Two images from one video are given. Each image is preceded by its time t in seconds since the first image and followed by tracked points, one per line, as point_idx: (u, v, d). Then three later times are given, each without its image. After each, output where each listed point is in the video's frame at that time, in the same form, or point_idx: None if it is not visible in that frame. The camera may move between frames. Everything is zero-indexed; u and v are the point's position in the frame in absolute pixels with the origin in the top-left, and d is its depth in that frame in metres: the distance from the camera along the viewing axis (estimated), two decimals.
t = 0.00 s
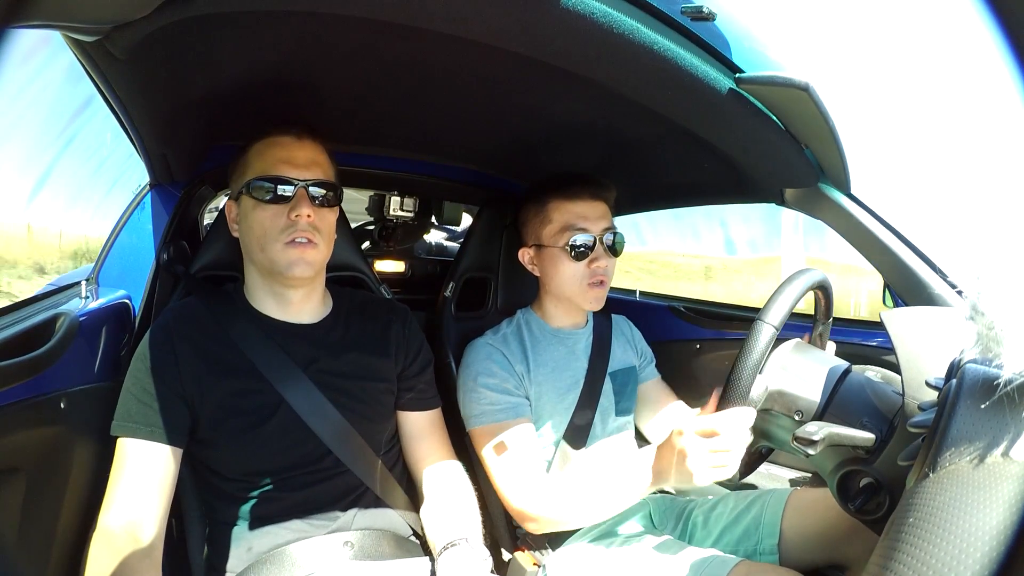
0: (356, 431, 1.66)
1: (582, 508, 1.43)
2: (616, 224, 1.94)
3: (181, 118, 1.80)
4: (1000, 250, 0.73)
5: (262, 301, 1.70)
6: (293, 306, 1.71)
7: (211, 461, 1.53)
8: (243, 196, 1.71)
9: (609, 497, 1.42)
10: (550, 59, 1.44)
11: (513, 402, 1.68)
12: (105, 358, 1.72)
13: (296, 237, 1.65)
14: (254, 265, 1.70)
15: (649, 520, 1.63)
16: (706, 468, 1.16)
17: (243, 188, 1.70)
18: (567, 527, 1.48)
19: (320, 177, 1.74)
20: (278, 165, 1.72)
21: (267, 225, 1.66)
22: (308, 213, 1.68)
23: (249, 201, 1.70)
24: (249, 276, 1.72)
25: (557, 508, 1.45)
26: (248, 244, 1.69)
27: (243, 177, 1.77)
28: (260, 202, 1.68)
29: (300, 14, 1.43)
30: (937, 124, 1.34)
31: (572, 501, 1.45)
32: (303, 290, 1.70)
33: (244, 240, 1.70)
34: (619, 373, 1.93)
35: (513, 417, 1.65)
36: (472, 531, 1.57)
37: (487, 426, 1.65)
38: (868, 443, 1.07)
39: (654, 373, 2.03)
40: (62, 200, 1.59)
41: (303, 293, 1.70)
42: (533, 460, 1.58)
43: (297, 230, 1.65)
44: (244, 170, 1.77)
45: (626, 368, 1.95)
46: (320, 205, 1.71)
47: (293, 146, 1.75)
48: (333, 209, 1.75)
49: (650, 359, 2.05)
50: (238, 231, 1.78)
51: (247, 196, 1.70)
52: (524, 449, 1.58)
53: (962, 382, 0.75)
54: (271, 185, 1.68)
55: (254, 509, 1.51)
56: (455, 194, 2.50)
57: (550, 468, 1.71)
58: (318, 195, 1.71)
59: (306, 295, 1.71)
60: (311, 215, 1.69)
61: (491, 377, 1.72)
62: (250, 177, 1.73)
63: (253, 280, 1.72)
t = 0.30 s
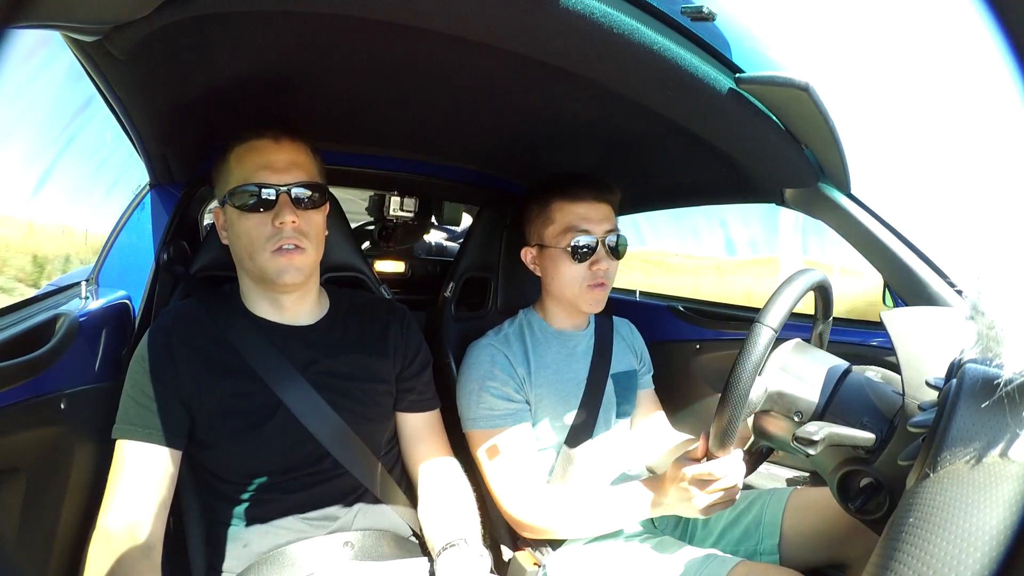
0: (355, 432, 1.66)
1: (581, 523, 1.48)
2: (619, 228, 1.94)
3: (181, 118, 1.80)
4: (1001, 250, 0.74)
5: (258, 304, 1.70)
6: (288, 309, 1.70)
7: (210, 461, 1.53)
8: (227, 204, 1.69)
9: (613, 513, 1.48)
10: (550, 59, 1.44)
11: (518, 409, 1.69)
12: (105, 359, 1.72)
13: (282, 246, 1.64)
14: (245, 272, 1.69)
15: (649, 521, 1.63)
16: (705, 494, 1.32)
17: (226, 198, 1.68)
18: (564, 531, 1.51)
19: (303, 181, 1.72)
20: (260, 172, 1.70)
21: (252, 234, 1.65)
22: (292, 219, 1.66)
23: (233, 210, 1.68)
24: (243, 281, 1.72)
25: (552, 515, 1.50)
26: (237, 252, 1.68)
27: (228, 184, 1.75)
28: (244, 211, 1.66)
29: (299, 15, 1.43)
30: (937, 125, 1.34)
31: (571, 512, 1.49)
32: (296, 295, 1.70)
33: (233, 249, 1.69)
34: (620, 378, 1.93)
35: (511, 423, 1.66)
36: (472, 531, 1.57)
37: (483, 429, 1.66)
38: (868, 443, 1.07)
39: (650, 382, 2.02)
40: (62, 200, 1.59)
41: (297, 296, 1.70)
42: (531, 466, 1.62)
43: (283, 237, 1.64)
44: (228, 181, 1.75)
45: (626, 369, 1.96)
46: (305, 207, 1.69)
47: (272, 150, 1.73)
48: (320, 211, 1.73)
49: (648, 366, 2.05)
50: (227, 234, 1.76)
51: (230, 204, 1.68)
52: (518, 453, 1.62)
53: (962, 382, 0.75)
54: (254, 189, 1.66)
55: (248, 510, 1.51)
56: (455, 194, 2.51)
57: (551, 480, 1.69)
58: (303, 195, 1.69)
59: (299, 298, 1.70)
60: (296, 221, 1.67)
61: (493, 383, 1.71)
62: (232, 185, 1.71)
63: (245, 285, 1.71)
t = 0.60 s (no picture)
0: (354, 431, 1.66)
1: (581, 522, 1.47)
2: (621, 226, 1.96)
3: (180, 118, 1.80)
4: (1002, 249, 0.73)
5: (256, 301, 1.70)
6: (286, 306, 1.71)
7: (210, 460, 1.53)
8: (222, 198, 1.70)
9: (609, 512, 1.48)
10: (549, 59, 1.44)
11: (517, 408, 1.69)
12: (104, 359, 1.72)
13: (276, 234, 1.64)
14: (243, 266, 1.69)
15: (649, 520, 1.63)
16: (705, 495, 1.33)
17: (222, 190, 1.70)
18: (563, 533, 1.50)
19: (295, 170, 1.73)
20: (252, 164, 1.71)
21: (246, 226, 1.66)
22: (286, 207, 1.66)
23: (228, 204, 1.69)
24: (240, 278, 1.72)
25: (550, 514, 1.49)
26: (233, 247, 1.69)
27: (222, 179, 1.76)
28: (239, 204, 1.67)
29: (299, 14, 1.43)
30: (938, 125, 1.34)
31: (571, 512, 1.49)
32: (293, 288, 1.69)
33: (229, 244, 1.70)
34: (619, 378, 1.93)
35: (511, 422, 1.66)
36: (472, 531, 1.57)
37: (483, 429, 1.66)
38: (868, 443, 1.07)
39: (650, 382, 2.02)
40: (62, 199, 1.59)
41: (294, 291, 1.70)
42: (530, 465, 1.62)
43: (276, 225, 1.64)
44: (223, 177, 1.77)
45: (626, 369, 1.95)
46: (298, 198, 1.71)
47: (263, 143, 1.74)
48: (313, 202, 1.74)
49: (648, 364, 2.04)
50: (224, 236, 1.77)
51: (226, 199, 1.69)
52: (518, 452, 1.62)
53: (962, 382, 0.75)
54: (249, 184, 1.67)
55: (243, 510, 1.51)
56: (455, 193, 2.51)
57: (551, 480, 1.70)
58: (296, 189, 1.70)
59: (296, 293, 1.70)
60: (289, 209, 1.68)
61: (494, 383, 1.71)
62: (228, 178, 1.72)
63: (244, 280, 1.71)
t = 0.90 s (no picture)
0: (354, 431, 1.66)
1: (579, 502, 1.42)
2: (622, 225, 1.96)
3: (180, 118, 1.80)
4: (1003, 250, 0.73)
5: (253, 297, 1.71)
6: (284, 301, 1.71)
7: (209, 460, 1.53)
8: (224, 190, 1.73)
9: (604, 489, 1.42)
10: (549, 59, 1.43)
11: (514, 399, 1.68)
12: (104, 359, 1.72)
13: (279, 218, 1.66)
14: (243, 259, 1.70)
15: (649, 519, 1.62)
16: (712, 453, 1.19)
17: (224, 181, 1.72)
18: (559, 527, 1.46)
19: (297, 161, 1.76)
20: (255, 154, 1.74)
21: (248, 214, 1.68)
22: (288, 192, 1.69)
23: (230, 194, 1.72)
24: (241, 273, 1.73)
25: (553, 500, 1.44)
26: (234, 237, 1.70)
27: (223, 174, 1.78)
28: (242, 193, 1.70)
29: (299, 14, 1.43)
30: (939, 125, 1.34)
31: (570, 496, 1.44)
32: (294, 278, 1.70)
33: (230, 236, 1.72)
34: (618, 377, 1.93)
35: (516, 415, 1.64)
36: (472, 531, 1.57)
37: (489, 425, 1.65)
38: (868, 443, 1.07)
39: (654, 376, 2.03)
40: (62, 199, 1.59)
41: (294, 285, 1.71)
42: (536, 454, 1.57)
43: (279, 209, 1.67)
44: (224, 172, 1.79)
45: (626, 369, 1.96)
46: (302, 188, 1.73)
47: (266, 136, 1.78)
48: (313, 193, 1.77)
49: (650, 362, 2.05)
50: (224, 232, 1.78)
51: (228, 189, 1.72)
52: (524, 444, 1.58)
53: (962, 382, 0.75)
54: (251, 178, 1.70)
55: (242, 510, 1.51)
56: (454, 193, 2.51)
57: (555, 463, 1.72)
58: (298, 183, 1.73)
59: (296, 289, 1.71)
60: (292, 195, 1.70)
61: (493, 376, 1.73)
62: (230, 169, 1.75)
63: (244, 274, 1.72)
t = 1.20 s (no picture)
0: (353, 431, 1.66)
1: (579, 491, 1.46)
2: (616, 224, 1.97)
3: (180, 118, 1.80)
4: (1002, 250, 0.73)
5: (252, 295, 1.72)
6: (282, 298, 1.71)
7: (208, 460, 1.53)
8: (224, 187, 1.74)
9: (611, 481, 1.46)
10: (549, 59, 1.43)
11: (514, 392, 1.68)
12: (105, 359, 1.72)
13: (280, 211, 1.67)
14: (243, 255, 1.71)
15: (648, 518, 1.62)
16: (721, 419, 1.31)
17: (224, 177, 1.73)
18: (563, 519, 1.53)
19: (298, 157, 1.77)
20: (256, 149, 1.75)
21: (250, 208, 1.69)
22: (290, 185, 1.71)
23: (230, 190, 1.72)
24: (239, 271, 1.73)
25: (561, 492, 1.47)
26: (234, 233, 1.71)
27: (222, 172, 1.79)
28: (242, 189, 1.71)
29: (299, 14, 1.43)
30: (939, 125, 1.34)
31: (575, 485, 1.46)
32: (293, 274, 1.70)
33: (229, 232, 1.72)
34: (617, 375, 1.93)
35: (520, 408, 1.65)
36: (471, 531, 1.57)
37: (491, 418, 1.65)
38: (868, 443, 1.07)
39: (659, 363, 2.03)
40: (61, 199, 1.59)
41: (293, 281, 1.71)
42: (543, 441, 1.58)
43: (280, 202, 1.68)
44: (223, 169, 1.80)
45: (625, 368, 1.95)
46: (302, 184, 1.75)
47: (266, 133, 1.79)
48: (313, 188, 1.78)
49: (651, 353, 2.05)
50: (224, 231, 1.79)
51: (228, 185, 1.72)
52: (532, 438, 1.57)
53: (963, 382, 0.75)
54: (250, 176, 1.71)
55: (242, 510, 1.51)
56: (453, 193, 2.51)
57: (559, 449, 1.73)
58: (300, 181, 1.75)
59: (295, 286, 1.72)
60: (294, 189, 1.72)
61: (493, 371, 1.73)
62: (230, 165, 1.75)
63: (242, 271, 1.73)
